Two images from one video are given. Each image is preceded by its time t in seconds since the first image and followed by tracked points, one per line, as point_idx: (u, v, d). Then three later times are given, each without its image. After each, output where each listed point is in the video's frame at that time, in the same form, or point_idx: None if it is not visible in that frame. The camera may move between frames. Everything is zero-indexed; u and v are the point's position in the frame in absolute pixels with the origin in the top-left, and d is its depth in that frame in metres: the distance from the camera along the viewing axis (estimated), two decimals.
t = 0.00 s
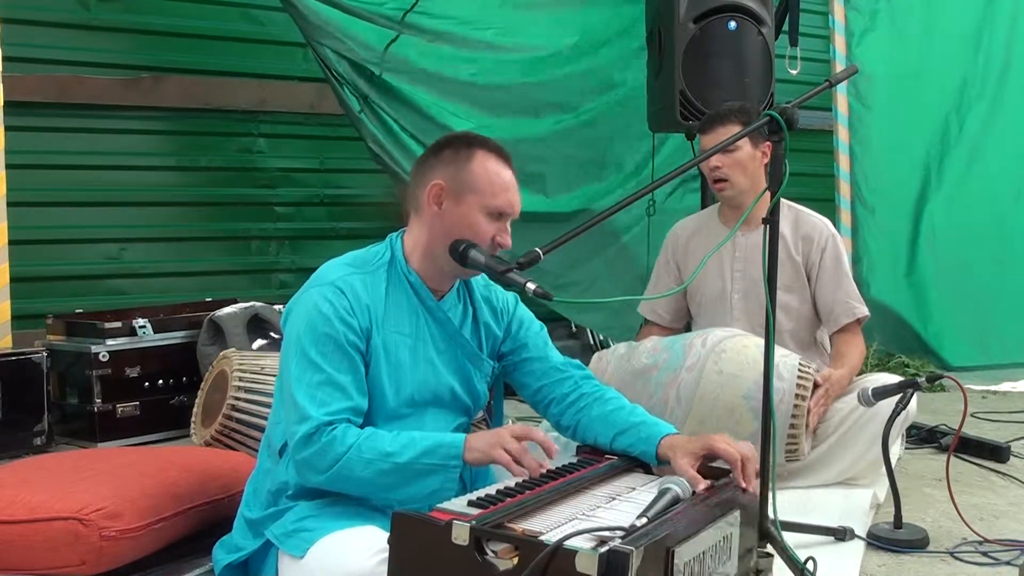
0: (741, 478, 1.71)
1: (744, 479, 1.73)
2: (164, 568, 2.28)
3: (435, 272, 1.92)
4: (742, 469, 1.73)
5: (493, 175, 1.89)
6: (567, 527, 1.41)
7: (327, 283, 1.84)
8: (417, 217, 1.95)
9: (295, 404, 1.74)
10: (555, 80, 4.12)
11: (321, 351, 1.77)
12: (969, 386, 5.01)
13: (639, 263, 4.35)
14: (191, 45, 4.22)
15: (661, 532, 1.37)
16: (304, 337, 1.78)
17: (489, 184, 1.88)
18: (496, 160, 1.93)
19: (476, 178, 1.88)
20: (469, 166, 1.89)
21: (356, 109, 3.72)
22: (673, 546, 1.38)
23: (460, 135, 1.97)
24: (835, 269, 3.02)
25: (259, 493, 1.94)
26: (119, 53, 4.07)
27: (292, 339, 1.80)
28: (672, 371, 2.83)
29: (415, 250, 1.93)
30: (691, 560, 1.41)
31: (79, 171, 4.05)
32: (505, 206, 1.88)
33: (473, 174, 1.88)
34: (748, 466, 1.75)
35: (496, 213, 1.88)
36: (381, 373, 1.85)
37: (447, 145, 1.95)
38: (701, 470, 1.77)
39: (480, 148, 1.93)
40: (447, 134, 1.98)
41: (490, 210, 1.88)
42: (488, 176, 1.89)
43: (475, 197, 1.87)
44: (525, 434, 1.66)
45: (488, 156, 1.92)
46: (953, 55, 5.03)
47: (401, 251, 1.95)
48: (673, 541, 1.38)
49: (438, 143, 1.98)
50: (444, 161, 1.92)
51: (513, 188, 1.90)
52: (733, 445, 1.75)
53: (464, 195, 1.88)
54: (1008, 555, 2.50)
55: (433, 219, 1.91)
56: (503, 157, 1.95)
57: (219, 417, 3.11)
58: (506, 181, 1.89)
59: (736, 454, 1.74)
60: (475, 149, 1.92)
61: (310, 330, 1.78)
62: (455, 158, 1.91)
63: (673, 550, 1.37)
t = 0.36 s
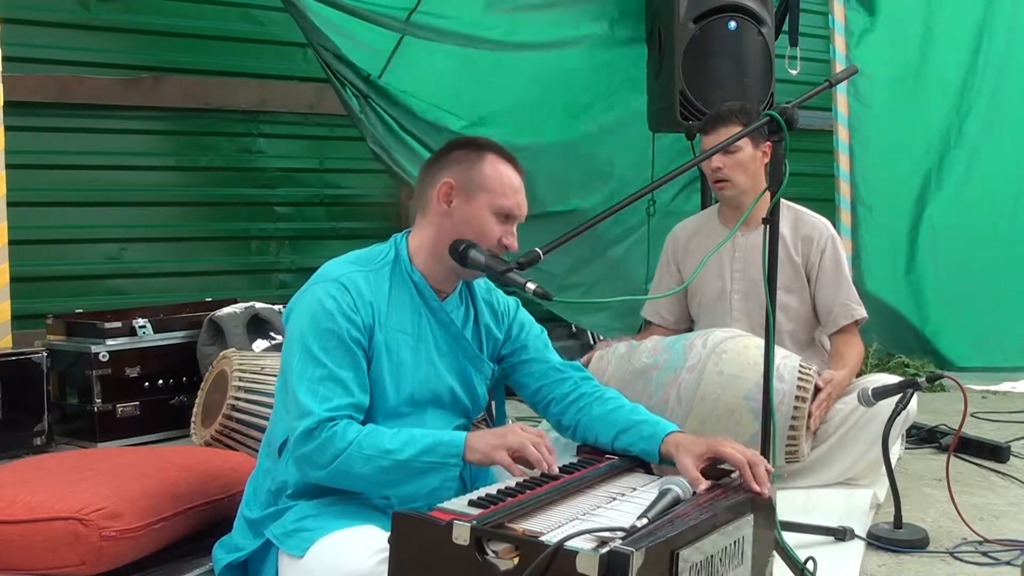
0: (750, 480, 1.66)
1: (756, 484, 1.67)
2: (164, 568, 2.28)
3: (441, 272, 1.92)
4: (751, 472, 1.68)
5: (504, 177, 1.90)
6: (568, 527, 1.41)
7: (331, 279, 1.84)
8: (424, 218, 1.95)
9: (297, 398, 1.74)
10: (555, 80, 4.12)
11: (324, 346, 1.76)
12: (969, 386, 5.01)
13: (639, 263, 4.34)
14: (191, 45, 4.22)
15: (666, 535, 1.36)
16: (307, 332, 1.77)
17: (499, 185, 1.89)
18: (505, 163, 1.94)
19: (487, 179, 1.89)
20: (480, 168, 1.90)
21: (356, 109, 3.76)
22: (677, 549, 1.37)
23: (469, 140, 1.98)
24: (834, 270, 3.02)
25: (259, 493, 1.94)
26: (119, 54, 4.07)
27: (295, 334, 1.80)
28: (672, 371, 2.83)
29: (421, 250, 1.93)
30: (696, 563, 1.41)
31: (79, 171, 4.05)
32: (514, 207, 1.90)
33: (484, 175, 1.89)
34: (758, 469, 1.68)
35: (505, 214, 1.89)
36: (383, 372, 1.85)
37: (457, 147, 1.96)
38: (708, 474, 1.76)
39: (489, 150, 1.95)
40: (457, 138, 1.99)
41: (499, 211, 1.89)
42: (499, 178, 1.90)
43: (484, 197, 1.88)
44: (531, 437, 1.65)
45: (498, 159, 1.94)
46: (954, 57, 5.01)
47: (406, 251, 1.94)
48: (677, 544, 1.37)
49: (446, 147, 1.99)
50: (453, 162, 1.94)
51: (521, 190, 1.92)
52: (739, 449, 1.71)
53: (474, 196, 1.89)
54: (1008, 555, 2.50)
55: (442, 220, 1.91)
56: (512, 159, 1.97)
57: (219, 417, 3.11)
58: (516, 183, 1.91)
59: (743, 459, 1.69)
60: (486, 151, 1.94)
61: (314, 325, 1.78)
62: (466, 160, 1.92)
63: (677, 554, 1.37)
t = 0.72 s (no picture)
0: (760, 483, 1.66)
1: (765, 486, 1.66)
2: (164, 568, 2.28)
3: (437, 276, 1.92)
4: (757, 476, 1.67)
5: (500, 181, 1.89)
6: (568, 527, 1.41)
7: (328, 282, 1.84)
8: (421, 221, 1.95)
9: (296, 403, 1.74)
10: (555, 80, 4.12)
11: (322, 351, 1.77)
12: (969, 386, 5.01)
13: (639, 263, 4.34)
14: (191, 45, 4.22)
15: (668, 536, 1.36)
16: (304, 336, 1.77)
17: (497, 190, 1.88)
18: (502, 166, 1.93)
19: (484, 183, 1.88)
20: (477, 172, 1.89)
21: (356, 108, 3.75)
22: (680, 550, 1.37)
23: (466, 142, 1.97)
24: (833, 272, 3.02)
25: (259, 493, 1.94)
26: (119, 54, 4.07)
27: (293, 339, 1.80)
28: (672, 371, 2.83)
29: (417, 253, 1.93)
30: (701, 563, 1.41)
31: (78, 171, 4.05)
32: (512, 212, 1.89)
33: (481, 179, 1.88)
34: (764, 470, 1.67)
35: (502, 220, 1.89)
36: (381, 374, 1.85)
37: (454, 150, 1.95)
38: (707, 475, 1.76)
39: (486, 154, 1.93)
40: (455, 140, 1.98)
41: (497, 217, 1.88)
42: (496, 182, 1.89)
43: (482, 202, 1.88)
44: (527, 435, 1.67)
45: (494, 163, 1.92)
46: (956, 57, 5.00)
47: (402, 253, 1.95)
48: (680, 545, 1.37)
49: (443, 148, 1.98)
50: (450, 166, 1.93)
51: (519, 195, 1.91)
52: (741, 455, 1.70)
53: (471, 201, 1.88)
54: (1008, 555, 2.50)
55: (439, 225, 1.91)
56: (510, 163, 1.96)
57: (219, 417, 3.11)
58: (514, 187, 1.90)
59: (748, 464, 1.68)
60: (483, 155, 1.93)
61: (311, 330, 1.78)
62: (462, 164, 1.91)
63: (680, 554, 1.37)
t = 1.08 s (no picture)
0: (761, 484, 1.65)
1: (767, 487, 1.65)
2: (163, 568, 2.28)
3: (427, 277, 1.92)
4: (759, 476, 1.67)
5: (484, 180, 1.90)
6: (568, 527, 1.41)
7: (319, 289, 1.83)
8: (407, 225, 1.95)
9: (293, 413, 1.74)
10: (555, 80, 4.13)
11: (316, 359, 1.77)
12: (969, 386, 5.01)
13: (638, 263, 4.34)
14: (191, 45, 4.22)
15: (669, 536, 1.36)
16: (298, 346, 1.77)
17: (480, 189, 1.88)
18: (484, 164, 1.93)
19: (468, 184, 1.89)
20: (460, 173, 1.90)
21: (357, 108, 3.73)
22: (680, 550, 1.37)
23: (447, 141, 1.97)
24: (836, 271, 3.02)
25: (258, 494, 1.94)
26: (119, 53, 4.07)
27: (286, 347, 1.79)
28: (672, 371, 2.83)
29: (406, 257, 1.93)
30: (700, 564, 1.41)
31: (78, 171, 4.05)
32: (498, 209, 1.89)
33: (465, 180, 1.89)
34: (765, 473, 1.67)
35: (489, 218, 1.89)
36: (376, 379, 1.85)
37: (435, 150, 1.96)
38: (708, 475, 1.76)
39: (468, 152, 1.94)
40: (435, 140, 1.99)
41: (483, 216, 1.89)
42: (480, 181, 1.89)
43: (467, 203, 1.88)
44: (523, 435, 1.65)
45: (476, 161, 1.93)
46: (956, 58, 5.00)
47: (392, 256, 1.95)
48: (680, 545, 1.37)
49: (424, 149, 1.99)
50: (432, 168, 1.93)
51: (505, 193, 1.91)
52: (742, 457, 1.70)
53: (456, 202, 1.88)
54: (1008, 555, 2.50)
55: (425, 228, 1.91)
56: (495, 162, 1.97)
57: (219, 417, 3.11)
58: (497, 185, 1.90)
59: (748, 466, 1.68)
60: (464, 154, 1.93)
61: (304, 338, 1.78)
62: (444, 166, 1.92)
63: (680, 554, 1.37)
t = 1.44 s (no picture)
0: (766, 486, 1.65)
1: (770, 488, 1.65)
2: (163, 568, 2.28)
3: (432, 280, 1.92)
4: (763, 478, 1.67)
5: (487, 183, 1.89)
6: (568, 527, 1.41)
7: (320, 288, 1.83)
8: (411, 228, 1.95)
9: (294, 410, 1.74)
10: (556, 81, 4.13)
11: (317, 357, 1.76)
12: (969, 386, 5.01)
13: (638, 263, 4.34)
14: (191, 45, 4.22)
15: (671, 537, 1.36)
16: (299, 343, 1.77)
17: (483, 193, 1.88)
18: (488, 167, 1.93)
19: (471, 187, 1.88)
20: (463, 176, 1.89)
21: (357, 109, 3.73)
22: (683, 551, 1.37)
23: (451, 142, 1.96)
24: (837, 273, 3.03)
25: (258, 494, 1.94)
26: (119, 54, 4.07)
27: (287, 345, 1.80)
28: (672, 372, 2.83)
29: (410, 259, 1.93)
30: (702, 565, 1.40)
31: (79, 171, 4.05)
32: (501, 213, 1.89)
33: (468, 183, 1.88)
34: (770, 474, 1.67)
35: (492, 221, 1.89)
36: (377, 378, 1.85)
37: (439, 153, 1.95)
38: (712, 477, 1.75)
39: (472, 155, 1.93)
40: (439, 141, 1.98)
41: (487, 219, 1.88)
42: (483, 184, 1.89)
43: (471, 207, 1.88)
44: (525, 441, 1.67)
45: (480, 165, 1.92)
46: (955, 59, 4.99)
47: (394, 254, 1.95)
48: (682, 546, 1.37)
49: (428, 150, 1.99)
50: (436, 170, 1.93)
51: (508, 195, 1.91)
52: (748, 458, 1.70)
53: (460, 206, 1.88)
54: (1008, 555, 2.50)
55: (428, 231, 1.91)
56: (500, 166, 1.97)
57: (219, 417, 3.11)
58: (500, 188, 1.90)
59: (751, 465, 1.68)
60: (468, 157, 1.93)
61: (305, 336, 1.78)
62: (447, 168, 1.92)
63: (682, 556, 1.37)
